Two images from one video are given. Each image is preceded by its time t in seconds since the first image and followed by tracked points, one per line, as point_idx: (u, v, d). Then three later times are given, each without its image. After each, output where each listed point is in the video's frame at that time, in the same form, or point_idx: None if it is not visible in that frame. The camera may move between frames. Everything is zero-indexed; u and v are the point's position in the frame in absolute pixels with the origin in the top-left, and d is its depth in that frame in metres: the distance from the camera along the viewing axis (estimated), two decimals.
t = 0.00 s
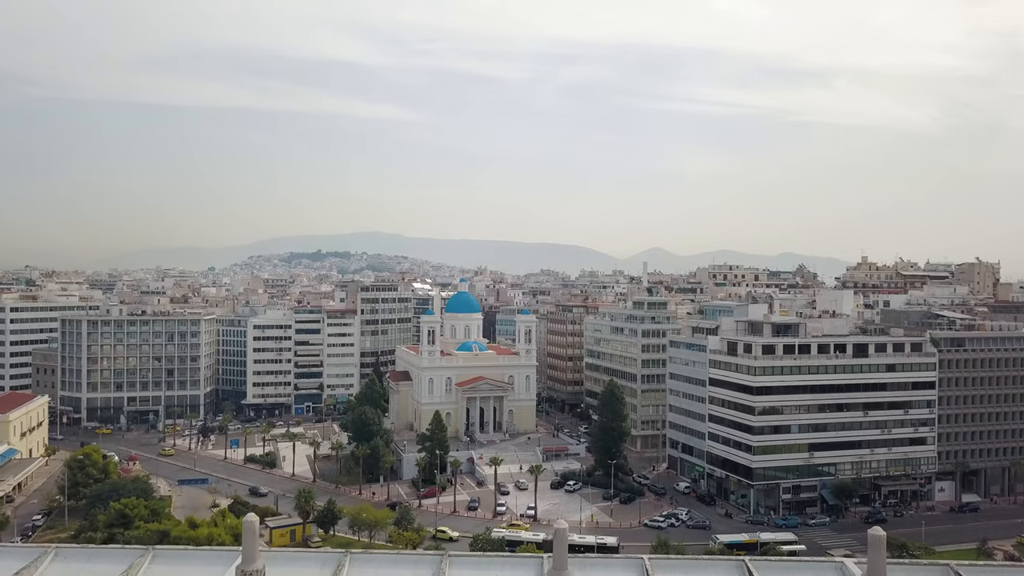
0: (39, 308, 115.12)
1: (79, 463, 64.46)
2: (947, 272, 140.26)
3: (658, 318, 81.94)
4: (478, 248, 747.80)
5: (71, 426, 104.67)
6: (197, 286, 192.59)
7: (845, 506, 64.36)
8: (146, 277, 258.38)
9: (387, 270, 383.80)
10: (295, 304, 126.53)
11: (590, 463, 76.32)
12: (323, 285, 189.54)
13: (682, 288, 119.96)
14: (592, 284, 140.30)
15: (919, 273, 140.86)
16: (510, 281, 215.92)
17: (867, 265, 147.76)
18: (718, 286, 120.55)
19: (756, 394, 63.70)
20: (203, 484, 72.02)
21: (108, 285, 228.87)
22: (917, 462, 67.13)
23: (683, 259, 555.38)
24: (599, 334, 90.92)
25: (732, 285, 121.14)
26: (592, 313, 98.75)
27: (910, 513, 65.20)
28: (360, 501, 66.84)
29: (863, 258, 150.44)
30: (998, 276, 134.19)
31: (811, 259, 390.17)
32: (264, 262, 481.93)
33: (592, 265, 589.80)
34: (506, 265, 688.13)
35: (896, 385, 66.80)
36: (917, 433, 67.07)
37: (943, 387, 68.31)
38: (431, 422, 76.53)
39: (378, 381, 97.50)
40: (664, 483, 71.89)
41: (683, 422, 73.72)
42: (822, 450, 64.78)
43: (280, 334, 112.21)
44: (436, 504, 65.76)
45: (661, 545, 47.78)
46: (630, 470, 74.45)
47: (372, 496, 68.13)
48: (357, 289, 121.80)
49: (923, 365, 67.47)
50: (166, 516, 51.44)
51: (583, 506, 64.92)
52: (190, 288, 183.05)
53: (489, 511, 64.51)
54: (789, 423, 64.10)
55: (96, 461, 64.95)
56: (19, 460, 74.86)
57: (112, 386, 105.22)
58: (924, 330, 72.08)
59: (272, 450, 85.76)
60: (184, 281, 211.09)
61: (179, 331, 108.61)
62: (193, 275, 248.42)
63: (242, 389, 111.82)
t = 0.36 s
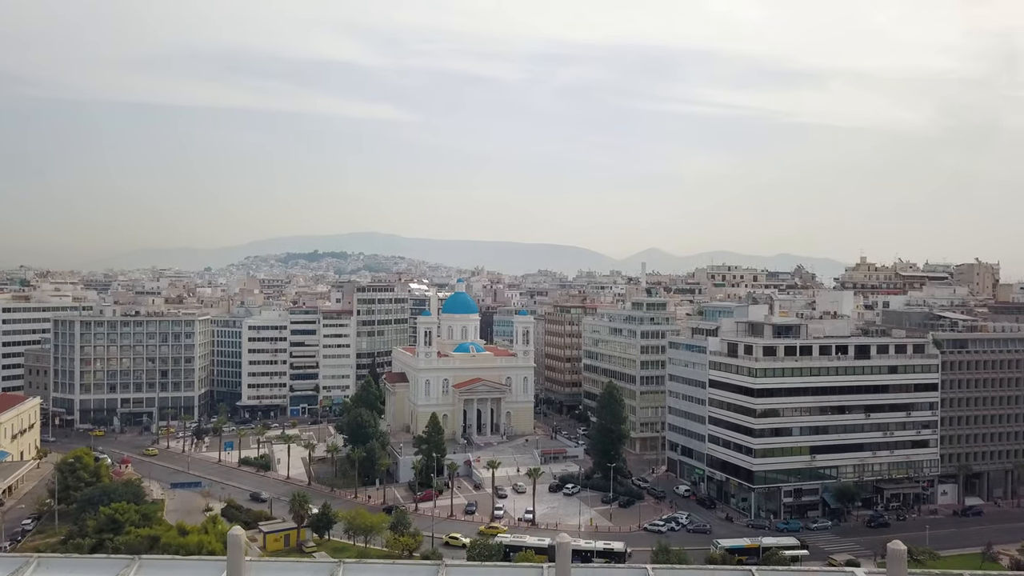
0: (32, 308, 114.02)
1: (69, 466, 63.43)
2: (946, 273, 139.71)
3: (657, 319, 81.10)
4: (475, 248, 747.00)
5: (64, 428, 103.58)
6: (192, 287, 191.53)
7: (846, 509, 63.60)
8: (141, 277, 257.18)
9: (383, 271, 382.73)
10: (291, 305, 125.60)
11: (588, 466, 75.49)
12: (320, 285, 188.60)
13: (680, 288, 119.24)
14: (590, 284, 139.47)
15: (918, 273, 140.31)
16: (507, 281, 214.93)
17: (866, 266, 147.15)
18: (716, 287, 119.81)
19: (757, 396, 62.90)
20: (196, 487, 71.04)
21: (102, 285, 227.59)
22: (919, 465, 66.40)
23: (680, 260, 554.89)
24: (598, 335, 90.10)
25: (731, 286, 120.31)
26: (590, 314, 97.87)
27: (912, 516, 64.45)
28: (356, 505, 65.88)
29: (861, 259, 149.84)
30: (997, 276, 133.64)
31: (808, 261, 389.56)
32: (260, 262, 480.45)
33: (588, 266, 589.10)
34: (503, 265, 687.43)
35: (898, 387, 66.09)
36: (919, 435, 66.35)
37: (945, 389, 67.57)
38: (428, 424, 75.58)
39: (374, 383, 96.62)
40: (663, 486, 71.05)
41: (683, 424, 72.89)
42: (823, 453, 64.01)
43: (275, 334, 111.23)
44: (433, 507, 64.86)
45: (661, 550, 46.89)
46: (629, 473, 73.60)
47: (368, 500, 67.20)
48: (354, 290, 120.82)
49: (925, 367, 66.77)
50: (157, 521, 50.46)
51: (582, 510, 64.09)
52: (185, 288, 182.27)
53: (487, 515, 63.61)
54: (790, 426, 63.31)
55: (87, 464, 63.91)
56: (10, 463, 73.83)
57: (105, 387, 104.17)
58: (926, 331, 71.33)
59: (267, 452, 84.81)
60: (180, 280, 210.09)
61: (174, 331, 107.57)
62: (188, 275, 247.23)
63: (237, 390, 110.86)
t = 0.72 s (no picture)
0: (25, 309, 112.93)
1: (61, 469, 62.44)
2: (946, 273, 138.89)
3: (657, 320, 80.21)
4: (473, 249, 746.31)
5: (58, 430, 102.47)
6: (188, 287, 190.49)
7: (850, 513, 62.71)
8: (138, 277, 255.97)
9: (381, 271, 381.56)
10: (288, 305, 124.65)
11: (587, 469, 74.60)
12: (317, 285, 187.52)
13: (680, 289, 118.34)
14: (589, 285, 138.54)
15: (919, 274, 139.58)
16: (506, 282, 214.26)
17: (866, 266, 146.39)
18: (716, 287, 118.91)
19: (759, 398, 62.02)
20: (190, 490, 69.99)
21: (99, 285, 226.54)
22: (923, 468, 65.54)
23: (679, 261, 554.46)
24: (597, 336, 89.21)
25: (731, 286, 119.45)
26: (590, 314, 96.94)
27: (917, 520, 63.50)
28: (352, 508, 64.90)
29: (861, 259, 149.12)
30: (998, 277, 132.98)
31: (807, 262, 389.06)
32: (257, 263, 478.92)
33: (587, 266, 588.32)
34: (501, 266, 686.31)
35: (902, 389, 65.24)
36: (923, 438, 65.52)
37: (950, 391, 66.65)
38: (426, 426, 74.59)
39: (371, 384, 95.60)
40: (664, 489, 70.13)
41: (684, 427, 71.95)
42: (826, 456, 63.17)
43: (272, 335, 110.27)
44: (430, 511, 63.93)
45: (663, 555, 45.94)
46: (629, 476, 72.64)
47: (364, 503, 66.23)
48: (350, 290, 119.79)
49: (929, 368, 65.96)
50: (148, 527, 49.53)
51: (581, 514, 63.18)
52: (181, 288, 181.07)
53: (485, 519, 62.64)
54: (793, 428, 62.45)
55: (79, 467, 62.91)
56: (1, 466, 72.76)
57: (99, 389, 103.07)
58: (930, 333, 70.43)
59: (262, 455, 83.77)
60: (178, 281, 209.06)
61: (169, 332, 106.49)
62: (185, 275, 246.17)
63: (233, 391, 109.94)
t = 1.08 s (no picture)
0: (18, 309, 111.79)
1: (52, 471, 61.44)
2: (946, 273, 138.15)
3: (656, 320, 79.35)
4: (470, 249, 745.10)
5: (51, 430, 101.40)
6: (184, 286, 189.15)
7: (852, 515, 61.89)
8: (133, 276, 254.60)
9: (378, 271, 380.28)
10: (284, 305, 123.72)
11: (587, 470, 73.74)
12: (315, 285, 186.07)
13: (679, 288, 117.53)
14: (587, 284, 137.52)
15: (919, 273, 138.94)
16: (503, 281, 213.25)
17: (866, 265, 145.60)
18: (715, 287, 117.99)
19: (761, 399, 61.17)
20: (183, 492, 69.00)
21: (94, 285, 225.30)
22: (926, 469, 64.76)
23: (676, 260, 553.85)
24: (596, 336, 88.35)
25: (731, 286, 118.68)
26: (588, 314, 96.13)
27: (920, 522, 62.71)
28: (348, 511, 63.95)
29: (861, 259, 148.30)
30: (998, 276, 132.29)
31: (805, 261, 388.46)
32: (254, 263, 477.22)
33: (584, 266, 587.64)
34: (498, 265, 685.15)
35: (905, 389, 64.42)
36: (926, 439, 64.72)
37: (953, 391, 65.86)
38: (422, 427, 73.65)
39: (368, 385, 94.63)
40: (664, 491, 69.24)
41: (684, 427, 71.08)
42: (829, 457, 62.35)
43: (267, 335, 109.31)
44: (427, 514, 63.02)
45: (665, 559, 45.03)
46: (629, 477, 71.77)
47: (361, 505, 65.29)
48: (347, 289, 118.73)
49: (933, 369, 65.15)
50: (139, 531, 48.61)
51: (581, 516, 62.29)
52: (177, 288, 180.03)
53: (483, 522, 61.72)
54: (795, 429, 61.62)
55: (71, 469, 61.92)
56: None
57: (93, 389, 102.01)
58: (933, 332, 69.64)
59: (258, 456, 82.75)
60: (174, 281, 207.93)
61: (163, 332, 105.48)
62: (181, 275, 245.05)
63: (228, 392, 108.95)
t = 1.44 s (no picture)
0: (11, 308, 110.58)
1: (42, 473, 60.30)
2: (948, 272, 137.36)
3: (657, 319, 78.36)
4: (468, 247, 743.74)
5: (44, 431, 100.26)
6: (181, 285, 187.84)
7: (857, 517, 60.93)
8: (130, 275, 253.15)
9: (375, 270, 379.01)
10: (281, 303, 122.60)
11: (587, 471, 72.72)
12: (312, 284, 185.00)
13: (679, 287, 116.54)
14: (586, 283, 136.36)
15: (920, 272, 138.11)
16: (502, 280, 212.19)
17: (867, 264, 144.66)
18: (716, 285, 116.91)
19: (764, 400, 60.15)
20: (177, 494, 67.87)
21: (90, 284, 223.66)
22: (931, 471, 63.82)
23: (675, 259, 553.27)
24: (595, 335, 87.37)
25: (731, 284, 117.71)
26: (588, 313, 95.11)
27: (925, 524, 61.77)
28: (344, 513, 62.86)
29: (861, 257, 147.34)
30: (1000, 275, 131.44)
31: (804, 260, 387.87)
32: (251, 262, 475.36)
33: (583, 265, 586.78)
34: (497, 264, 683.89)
35: (911, 389, 63.46)
36: (932, 440, 63.78)
37: (959, 391, 64.92)
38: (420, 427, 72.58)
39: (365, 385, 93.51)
40: (665, 492, 68.23)
41: (685, 428, 70.05)
42: (833, 458, 61.38)
43: (264, 334, 108.08)
44: (425, 516, 62.00)
45: (668, 563, 44.05)
46: (630, 478, 70.75)
47: (357, 507, 64.24)
48: (344, 288, 117.46)
49: (938, 368, 64.19)
50: (130, 535, 47.55)
51: (581, 518, 61.27)
52: (174, 287, 178.86)
53: (482, 524, 60.67)
54: (799, 430, 60.65)
55: (62, 470, 60.79)
56: None
57: (87, 389, 100.85)
58: (938, 332, 68.67)
59: (253, 457, 81.63)
60: (171, 280, 205.96)
61: (158, 331, 104.34)
62: (177, 274, 243.52)
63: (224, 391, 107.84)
